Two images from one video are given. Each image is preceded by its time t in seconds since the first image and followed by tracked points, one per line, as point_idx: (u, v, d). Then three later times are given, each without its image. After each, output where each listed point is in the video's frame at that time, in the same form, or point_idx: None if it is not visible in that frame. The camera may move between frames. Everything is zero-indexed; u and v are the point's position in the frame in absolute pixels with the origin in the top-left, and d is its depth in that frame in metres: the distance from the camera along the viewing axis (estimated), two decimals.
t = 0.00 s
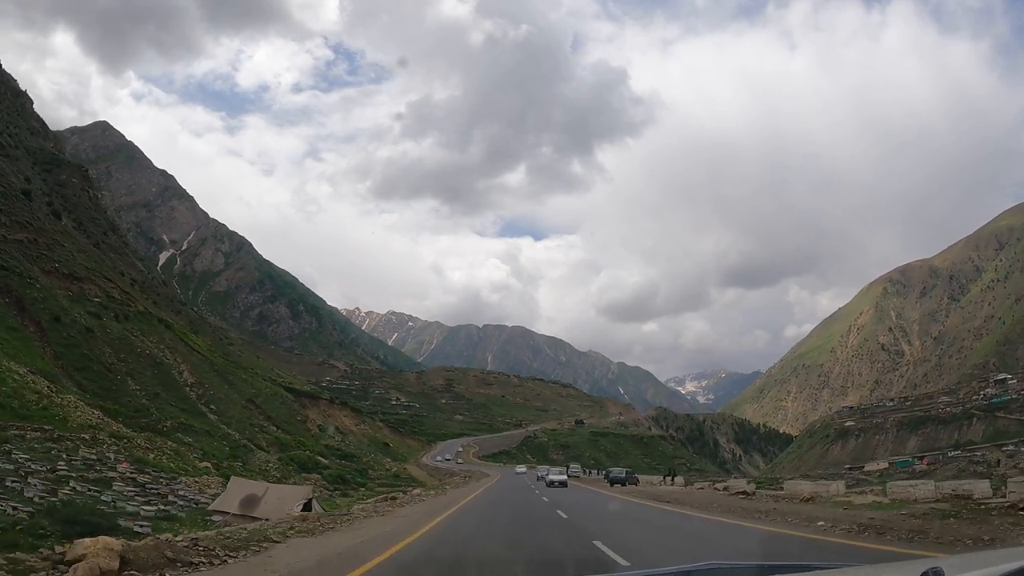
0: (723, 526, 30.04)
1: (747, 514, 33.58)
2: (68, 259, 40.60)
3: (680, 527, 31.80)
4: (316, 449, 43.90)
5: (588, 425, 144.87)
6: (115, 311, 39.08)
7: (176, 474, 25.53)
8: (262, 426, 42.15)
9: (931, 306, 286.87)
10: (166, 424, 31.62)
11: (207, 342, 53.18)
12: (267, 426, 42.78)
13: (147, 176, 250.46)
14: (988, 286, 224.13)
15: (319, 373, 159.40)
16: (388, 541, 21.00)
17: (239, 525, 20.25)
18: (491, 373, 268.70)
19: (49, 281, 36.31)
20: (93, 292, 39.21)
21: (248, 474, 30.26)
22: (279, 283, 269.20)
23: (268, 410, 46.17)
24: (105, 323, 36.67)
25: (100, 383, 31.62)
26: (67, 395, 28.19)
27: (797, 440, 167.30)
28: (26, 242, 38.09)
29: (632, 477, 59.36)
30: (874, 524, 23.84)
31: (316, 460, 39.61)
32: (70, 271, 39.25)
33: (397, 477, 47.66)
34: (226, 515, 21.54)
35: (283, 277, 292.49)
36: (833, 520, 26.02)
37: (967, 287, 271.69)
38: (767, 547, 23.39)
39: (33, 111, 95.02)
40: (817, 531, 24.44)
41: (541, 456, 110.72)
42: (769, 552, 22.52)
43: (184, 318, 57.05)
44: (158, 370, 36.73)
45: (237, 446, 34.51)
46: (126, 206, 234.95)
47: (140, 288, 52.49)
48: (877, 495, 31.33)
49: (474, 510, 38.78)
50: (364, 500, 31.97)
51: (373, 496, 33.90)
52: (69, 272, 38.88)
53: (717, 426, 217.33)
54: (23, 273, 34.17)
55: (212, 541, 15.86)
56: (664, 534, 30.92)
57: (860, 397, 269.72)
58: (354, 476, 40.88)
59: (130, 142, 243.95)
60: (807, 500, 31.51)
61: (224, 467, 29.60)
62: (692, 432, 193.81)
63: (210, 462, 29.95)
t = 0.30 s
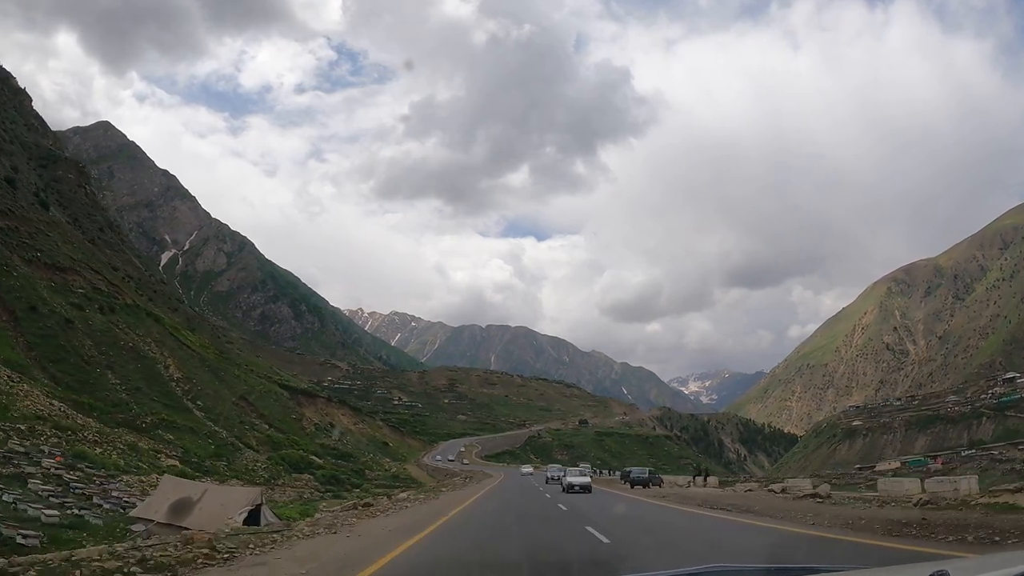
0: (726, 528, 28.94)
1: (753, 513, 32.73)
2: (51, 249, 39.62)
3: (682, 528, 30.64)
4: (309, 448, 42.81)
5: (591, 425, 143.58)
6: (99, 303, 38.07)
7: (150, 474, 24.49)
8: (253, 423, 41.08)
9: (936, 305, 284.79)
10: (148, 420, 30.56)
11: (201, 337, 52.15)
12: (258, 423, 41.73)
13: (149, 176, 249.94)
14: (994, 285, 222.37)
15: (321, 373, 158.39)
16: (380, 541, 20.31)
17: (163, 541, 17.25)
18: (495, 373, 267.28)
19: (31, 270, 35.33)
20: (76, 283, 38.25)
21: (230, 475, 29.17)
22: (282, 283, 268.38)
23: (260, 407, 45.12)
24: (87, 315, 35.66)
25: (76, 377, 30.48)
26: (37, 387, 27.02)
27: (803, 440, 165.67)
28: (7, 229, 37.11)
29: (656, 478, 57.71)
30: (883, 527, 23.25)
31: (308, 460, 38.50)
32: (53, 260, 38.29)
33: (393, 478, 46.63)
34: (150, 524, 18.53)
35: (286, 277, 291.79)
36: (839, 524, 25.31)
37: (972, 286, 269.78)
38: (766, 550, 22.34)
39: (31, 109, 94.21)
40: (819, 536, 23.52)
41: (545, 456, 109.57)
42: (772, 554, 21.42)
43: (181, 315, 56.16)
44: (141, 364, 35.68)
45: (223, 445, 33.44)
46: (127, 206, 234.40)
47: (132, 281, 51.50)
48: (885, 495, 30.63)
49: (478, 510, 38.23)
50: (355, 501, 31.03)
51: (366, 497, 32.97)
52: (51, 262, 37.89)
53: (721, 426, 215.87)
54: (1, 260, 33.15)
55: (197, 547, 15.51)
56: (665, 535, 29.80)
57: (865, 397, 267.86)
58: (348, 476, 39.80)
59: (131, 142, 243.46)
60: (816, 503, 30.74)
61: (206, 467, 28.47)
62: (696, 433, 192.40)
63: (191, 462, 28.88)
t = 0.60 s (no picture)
0: (733, 527, 27.83)
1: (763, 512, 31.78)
2: (33, 238, 38.56)
3: (685, 527, 29.47)
4: (300, 447, 41.63)
5: (595, 424, 142.28)
6: (80, 294, 36.99)
7: (124, 473, 23.43)
8: (241, 420, 39.93)
9: (940, 305, 283.12)
10: (125, 414, 29.39)
11: (194, 332, 51.08)
12: (247, 420, 40.56)
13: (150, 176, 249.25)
14: (998, 284, 220.79)
15: (322, 373, 157.30)
16: (375, 542, 19.32)
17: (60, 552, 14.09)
18: (498, 374, 266.05)
19: (10, 259, 34.28)
20: (58, 273, 37.24)
21: (211, 476, 28.01)
22: (284, 282, 267.39)
23: (251, 404, 43.98)
24: (67, 305, 34.60)
25: (50, 368, 29.23)
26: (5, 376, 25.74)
27: (808, 440, 164.30)
28: None
29: (687, 477, 56.19)
30: (903, 529, 22.59)
31: (298, 459, 37.42)
32: (34, 249, 37.22)
33: (389, 477, 45.45)
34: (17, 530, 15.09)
35: (287, 277, 290.73)
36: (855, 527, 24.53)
37: (976, 286, 268.12)
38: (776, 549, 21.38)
39: (28, 106, 93.42)
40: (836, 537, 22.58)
41: (549, 456, 108.28)
42: (783, 553, 20.30)
43: (176, 311, 55.10)
44: (122, 357, 34.52)
45: (207, 443, 32.30)
46: (129, 206, 233.77)
47: (122, 274, 50.45)
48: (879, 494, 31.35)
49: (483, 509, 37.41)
50: (347, 502, 30.01)
51: (359, 498, 31.99)
52: (32, 250, 36.81)
53: (725, 426, 214.76)
54: None
55: (202, 551, 14.87)
56: (669, 533, 28.67)
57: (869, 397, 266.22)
58: (341, 476, 38.71)
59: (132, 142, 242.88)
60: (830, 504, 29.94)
61: (185, 467, 27.28)
62: (700, 433, 191.17)
63: (169, 460, 27.58)
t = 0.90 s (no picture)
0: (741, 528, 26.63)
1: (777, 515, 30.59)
2: (14, 226, 37.59)
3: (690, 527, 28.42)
4: (290, 446, 40.41)
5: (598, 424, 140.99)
6: (60, 284, 35.93)
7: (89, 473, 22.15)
8: (228, 417, 38.79)
9: (944, 304, 281.33)
10: (98, 409, 28.09)
11: (186, 328, 49.96)
12: (234, 417, 39.38)
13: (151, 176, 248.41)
14: (1003, 283, 219.23)
15: (323, 373, 156.30)
16: (365, 549, 18.22)
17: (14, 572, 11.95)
18: (500, 373, 264.67)
19: None
20: (37, 262, 36.26)
21: (187, 476, 26.73)
22: (285, 282, 266.34)
23: (240, 401, 42.79)
24: (43, 295, 33.56)
25: (22, 358, 28.11)
26: None
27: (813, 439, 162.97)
28: None
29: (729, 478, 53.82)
30: (929, 530, 21.53)
31: (287, 459, 36.24)
32: (14, 237, 36.23)
33: (386, 478, 44.26)
34: None
35: (289, 277, 289.58)
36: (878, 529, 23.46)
37: (980, 285, 266.43)
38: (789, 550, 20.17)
39: (26, 103, 92.56)
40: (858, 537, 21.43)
41: (552, 456, 107.01)
42: (798, 554, 18.95)
43: (170, 307, 53.96)
44: (100, 350, 33.45)
45: (188, 442, 31.11)
46: (130, 206, 232.98)
47: (113, 268, 49.45)
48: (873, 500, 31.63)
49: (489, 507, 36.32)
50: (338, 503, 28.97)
51: (350, 500, 30.87)
52: (11, 238, 35.83)
53: (729, 426, 213.30)
54: None
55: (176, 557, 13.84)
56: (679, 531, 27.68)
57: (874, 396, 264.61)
58: (334, 476, 37.65)
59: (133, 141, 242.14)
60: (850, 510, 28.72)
61: (160, 466, 26.14)
62: (704, 433, 189.80)
63: (142, 458, 26.38)
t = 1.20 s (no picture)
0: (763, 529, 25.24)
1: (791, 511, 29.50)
2: None
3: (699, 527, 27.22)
4: (279, 445, 39.29)
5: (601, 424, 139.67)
6: (36, 272, 34.82)
7: (43, 469, 20.84)
8: (212, 414, 37.64)
9: (948, 303, 279.53)
10: (64, 403, 26.81)
11: (176, 323, 48.94)
12: (220, 414, 38.25)
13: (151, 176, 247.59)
14: (1006, 282, 217.55)
15: (323, 372, 155.30)
16: (341, 553, 16.93)
17: None
18: (502, 373, 263.33)
19: None
20: (13, 250, 35.12)
21: (156, 477, 25.40)
22: (286, 282, 265.25)
23: (228, 398, 41.67)
24: (17, 282, 32.47)
25: None
26: None
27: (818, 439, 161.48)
28: None
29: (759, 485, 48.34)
30: (942, 527, 20.51)
31: (273, 459, 35.01)
32: None
33: (380, 479, 43.23)
34: None
35: (290, 276, 288.48)
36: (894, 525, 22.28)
37: (984, 284, 264.72)
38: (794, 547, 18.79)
39: (22, 99, 91.66)
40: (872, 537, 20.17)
41: (554, 456, 105.81)
42: (800, 554, 18.05)
43: (163, 303, 53.00)
44: (74, 341, 32.32)
45: (165, 440, 29.88)
46: (130, 206, 232.39)
47: (102, 260, 48.41)
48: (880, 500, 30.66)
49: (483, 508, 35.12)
50: (321, 506, 27.74)
51: (335, 502, 29.65)
52: None
53: (733, 426, 211.88)
54: None
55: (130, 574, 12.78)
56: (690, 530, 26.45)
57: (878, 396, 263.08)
58: (323, 477, 36.48)
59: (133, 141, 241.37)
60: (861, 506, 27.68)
61: (126, 466, 24.82)
62: (708, 432, 188.48)
63: (108, 456, 25.06)
